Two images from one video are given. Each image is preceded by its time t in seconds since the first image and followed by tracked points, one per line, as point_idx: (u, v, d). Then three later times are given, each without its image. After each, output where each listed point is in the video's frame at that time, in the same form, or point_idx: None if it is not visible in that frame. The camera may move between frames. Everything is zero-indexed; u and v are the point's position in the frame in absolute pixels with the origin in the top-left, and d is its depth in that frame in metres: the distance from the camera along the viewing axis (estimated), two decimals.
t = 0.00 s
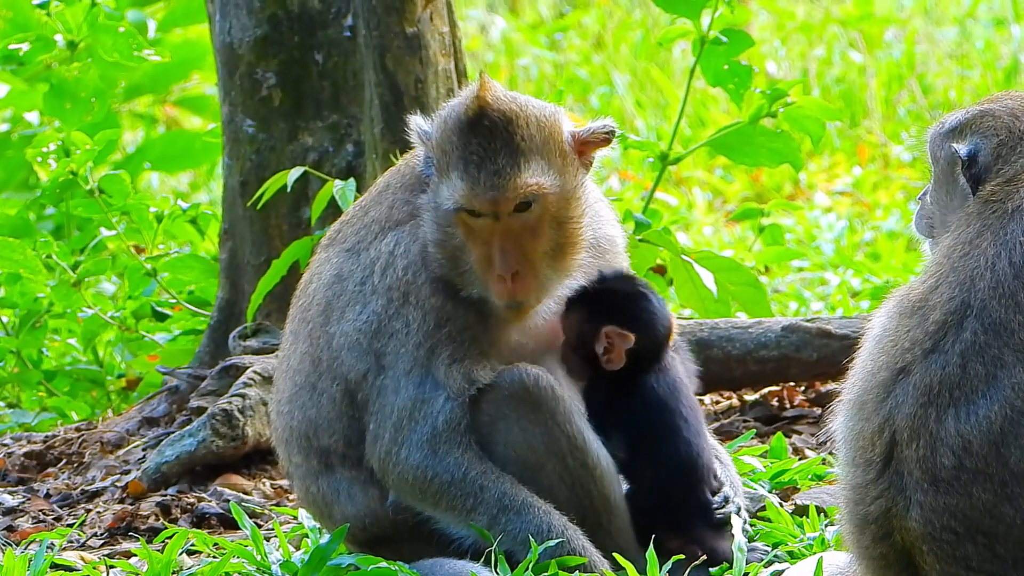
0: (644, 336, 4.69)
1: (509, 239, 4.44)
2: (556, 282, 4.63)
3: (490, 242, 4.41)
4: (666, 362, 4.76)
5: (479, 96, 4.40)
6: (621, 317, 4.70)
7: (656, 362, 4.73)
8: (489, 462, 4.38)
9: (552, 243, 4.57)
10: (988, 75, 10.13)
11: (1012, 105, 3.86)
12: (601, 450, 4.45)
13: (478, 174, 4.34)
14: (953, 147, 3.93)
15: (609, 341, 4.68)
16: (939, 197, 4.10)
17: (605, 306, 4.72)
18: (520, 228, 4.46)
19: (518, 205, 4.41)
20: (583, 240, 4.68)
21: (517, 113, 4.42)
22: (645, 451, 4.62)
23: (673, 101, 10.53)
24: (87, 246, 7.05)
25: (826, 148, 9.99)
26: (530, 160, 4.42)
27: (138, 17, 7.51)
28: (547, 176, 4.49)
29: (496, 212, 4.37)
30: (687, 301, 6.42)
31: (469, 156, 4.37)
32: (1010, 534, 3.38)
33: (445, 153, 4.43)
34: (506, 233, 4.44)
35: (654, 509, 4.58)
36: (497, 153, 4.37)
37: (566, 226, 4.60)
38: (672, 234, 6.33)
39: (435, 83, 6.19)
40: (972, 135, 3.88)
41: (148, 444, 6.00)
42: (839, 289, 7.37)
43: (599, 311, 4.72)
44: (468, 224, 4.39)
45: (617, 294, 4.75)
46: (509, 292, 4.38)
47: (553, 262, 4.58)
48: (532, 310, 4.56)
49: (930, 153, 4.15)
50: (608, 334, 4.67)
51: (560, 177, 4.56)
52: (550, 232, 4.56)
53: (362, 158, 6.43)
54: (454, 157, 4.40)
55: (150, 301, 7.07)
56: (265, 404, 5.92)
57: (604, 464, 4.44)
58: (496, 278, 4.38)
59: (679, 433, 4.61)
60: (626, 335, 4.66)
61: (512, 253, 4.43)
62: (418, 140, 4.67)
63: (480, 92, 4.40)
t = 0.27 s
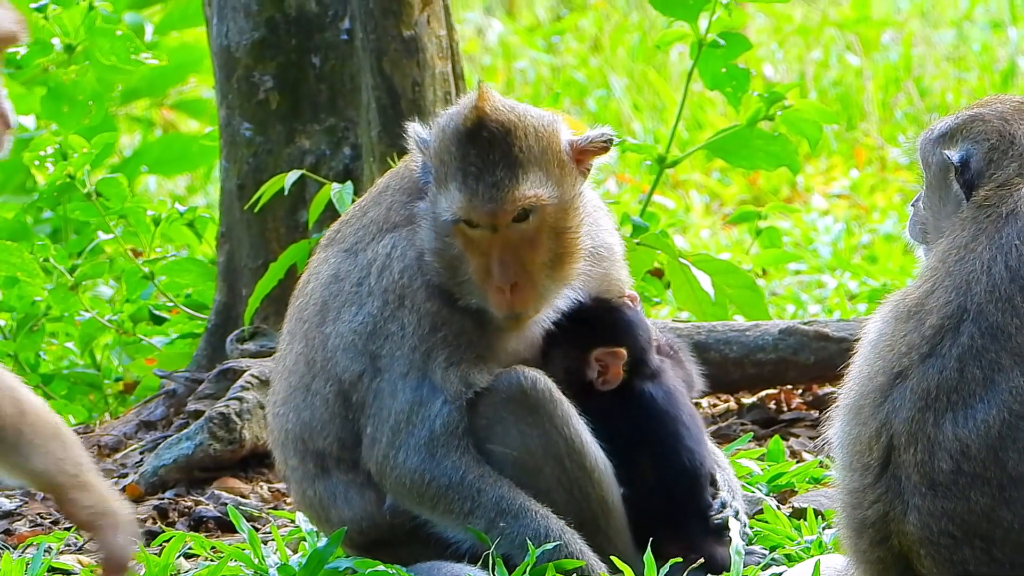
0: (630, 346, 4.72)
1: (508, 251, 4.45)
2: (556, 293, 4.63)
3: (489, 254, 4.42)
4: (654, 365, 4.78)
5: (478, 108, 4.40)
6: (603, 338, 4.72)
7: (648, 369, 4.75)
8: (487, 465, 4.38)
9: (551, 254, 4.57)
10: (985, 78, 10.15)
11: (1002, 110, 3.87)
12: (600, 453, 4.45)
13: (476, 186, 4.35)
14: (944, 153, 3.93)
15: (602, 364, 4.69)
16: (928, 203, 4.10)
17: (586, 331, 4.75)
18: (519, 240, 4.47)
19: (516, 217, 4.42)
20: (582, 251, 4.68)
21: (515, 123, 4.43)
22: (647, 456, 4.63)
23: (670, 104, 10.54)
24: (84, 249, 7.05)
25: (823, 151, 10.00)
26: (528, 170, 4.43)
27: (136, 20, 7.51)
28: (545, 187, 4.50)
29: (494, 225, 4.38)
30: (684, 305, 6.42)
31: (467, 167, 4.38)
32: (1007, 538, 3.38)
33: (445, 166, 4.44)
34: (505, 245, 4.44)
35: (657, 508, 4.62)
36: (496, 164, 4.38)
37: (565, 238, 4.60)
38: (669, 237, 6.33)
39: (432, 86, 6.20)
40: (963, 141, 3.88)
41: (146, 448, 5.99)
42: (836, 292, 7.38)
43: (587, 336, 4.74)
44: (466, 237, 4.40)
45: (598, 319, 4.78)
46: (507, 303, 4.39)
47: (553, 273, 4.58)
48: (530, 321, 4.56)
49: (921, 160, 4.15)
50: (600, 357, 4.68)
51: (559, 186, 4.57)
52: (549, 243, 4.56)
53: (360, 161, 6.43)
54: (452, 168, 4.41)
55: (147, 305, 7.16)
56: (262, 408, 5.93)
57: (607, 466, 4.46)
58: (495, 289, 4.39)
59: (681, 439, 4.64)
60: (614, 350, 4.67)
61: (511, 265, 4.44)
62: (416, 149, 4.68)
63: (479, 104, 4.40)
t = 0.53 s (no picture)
0: (630, 362, 4.67)
1: (500, 254, 4.44)
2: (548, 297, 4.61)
3: (482, 257, 4.41)
4: (650, 379, 4.75)
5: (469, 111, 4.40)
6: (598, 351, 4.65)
7: (643, 381, 4.73)
8: (481, 468, 4.38)
9: (544, 257, 4.56)
10: (979, 82, 10.17)
11: (994, 115, 3.89)
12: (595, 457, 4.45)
13: (469, 188, 4.36)
14: (937, 159, 3.94)
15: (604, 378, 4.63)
16: (921, 208, 4.11)
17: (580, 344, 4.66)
18: (512, 242, 4.46)
19: (508, 220, 4.41)
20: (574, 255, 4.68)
21: (507, 126, 4.43)
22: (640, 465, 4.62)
23: (664, 108, 10.55)
24: (78, 252, 7.04)
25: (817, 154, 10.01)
26: (520, 173, 4.43)
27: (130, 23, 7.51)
28: (538, 190, 4.50)
29: (485, 228, 4.38)
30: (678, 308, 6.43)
31: (460, 171, 4.38)
32: (1002, 542, 3.35)
33: (437, 169, 4.44)
34: (497, 248, 4.43)
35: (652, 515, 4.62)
36: (488, 168, 4.37)
37: (558, 240, 4.59)
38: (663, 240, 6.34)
39: (426, 89, 6.20)
40: (956, 146, 3.89)
41: (139, 450, 5.99)
42: (830, 295, 7.38)
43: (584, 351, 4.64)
44: (458, 240, 4.40)
45: (594, 333, 4.68)
46: (501, 307, 4.38)
47: (546, 277, 4.57)
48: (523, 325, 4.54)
49: (916, 167, 4.16)
50: (602, 371, 4.62)
51: (551, 190, 4.57)
52: (542, 246, 4.55)
53: (354, 164, 6.43)
54: (444, 172, 4.41)
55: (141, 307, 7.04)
56: (255, 411, 5.91)
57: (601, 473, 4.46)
58: (487, 292, 4.37)
59: (678, 449, 4.62)
60: (617, 364, 4.62)
61: (503, 268, 4.42)
62: (409, 153, 4.67)
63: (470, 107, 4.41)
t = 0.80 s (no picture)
0: (627, 378, 4.71)
1: (497, 258, 4.45)
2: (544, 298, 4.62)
3: (478, 261, 4.42)
4: (645, 391, 4.78)
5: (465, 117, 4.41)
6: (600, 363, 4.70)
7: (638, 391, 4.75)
8: (475, 470, 4.37)
9: (540, 260, 4.57)
10: (972, 84, 10.20)
11: (983, 117, 3.90)
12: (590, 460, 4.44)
13: (464, 193, 4.36)
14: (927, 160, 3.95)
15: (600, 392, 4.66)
16: (912, 211, 4.11)
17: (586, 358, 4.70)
18: (508, 246, 4.47)
19: (505, 223, 4.43)
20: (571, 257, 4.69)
21: (503, 129, 4.44)
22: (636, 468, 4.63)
23: (657, 111, 10.56)
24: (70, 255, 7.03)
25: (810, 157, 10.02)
26: (517, 176, 4.43)
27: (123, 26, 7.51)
28: (535, 193, 4.51)
29: (483, 232, 4.39)
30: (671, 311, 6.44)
31: (457, 174, 4.38)
32: (995, 543, 3.36)
33: (432, 173, 4.45)
34: (494, 252, 4.45)
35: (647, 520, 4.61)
36: (484, 171, 4.38)
37: (554, 244, 4.60)
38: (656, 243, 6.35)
39: (419, 92, 6.22)
40: (946, 148, 3.90)
41: (133, 454, 5.97)
42: (824, 298, 7.39)
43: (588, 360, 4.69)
44: (455, 244, 4.41)
45: (596, 345, 4.72)
46: (497, 310, 4.41)
47: (542, 279, 4.58)
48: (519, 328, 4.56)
49: (907, 169, 4.16)
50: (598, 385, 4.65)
51: (547, 193, 4.58)
52: (539, 249, 4.56)
53: (347, 167, 6.43)
54: (441, 176, 4.41)
55: (135, 310, 7.21)
56: (249, 414, 5.90)
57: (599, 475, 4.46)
58: (484, 295, 4.39)
59: (672, 454, 4.65)
60: (612, 380, 4.64)
61: (500, 271, 4.44)
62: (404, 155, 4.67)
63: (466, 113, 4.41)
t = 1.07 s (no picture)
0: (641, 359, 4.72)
1: (492, 261, 4.44)
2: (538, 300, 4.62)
3: (473, 264, 4.41)
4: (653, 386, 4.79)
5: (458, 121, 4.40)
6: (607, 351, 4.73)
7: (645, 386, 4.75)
8: (466, 470, 4.37)
9: (534, 262, 4.57)
10: (962, 86, 10.23)
11: (972, 118, 3.91)
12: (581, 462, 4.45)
13: (456, 197, 4.36)
14: (916, 160, 3.95)
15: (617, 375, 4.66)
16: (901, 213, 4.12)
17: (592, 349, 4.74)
18: (503, 249, 4.46)
19: (500, 227, 4.42)
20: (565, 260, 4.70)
21: (497, 132, 4.43)
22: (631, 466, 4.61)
23: (647, 112, 10.57)
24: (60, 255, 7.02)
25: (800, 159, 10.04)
26: (511, 179, 4.43)
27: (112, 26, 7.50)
28: (529, 196, 4.50)
29: (478, 235, 4.39)
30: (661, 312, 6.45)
31: (451, 177, 4.37)
32: (985, 544, 3.37)
33: (423, 177, 4.44)
34: (490, 256, 4.44)
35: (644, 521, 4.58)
36: (479, 174, 4.37)
37: (548, 247, 4.60)
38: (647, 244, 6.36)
39: (410, 93, 6.22)
40: (935, 149, 3.91)
41: (123, 454, 5.96)
42: (814, 299, 7.40)
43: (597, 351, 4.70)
44: (450, 247, 4.40)
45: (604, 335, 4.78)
46: (492, 313, 4.41)
47: (536, 281, 4.58)
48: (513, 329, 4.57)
49: (895, 170, 4.16)
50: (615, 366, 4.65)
51: (541, 195, 4.57)
52: (533, 251, 4.56)
53: (337, 168, 6.43)
54: (435, 179, 4.41)
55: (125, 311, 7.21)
56: (239, 415, 5.87)
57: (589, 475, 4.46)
58: (478, 299, 4.39)
59: (674, 452, 4.60)
60: (630, 359, 4.66)
61: (495, 275, 4.44)
62: (395, 156, 4.67)
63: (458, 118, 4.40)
